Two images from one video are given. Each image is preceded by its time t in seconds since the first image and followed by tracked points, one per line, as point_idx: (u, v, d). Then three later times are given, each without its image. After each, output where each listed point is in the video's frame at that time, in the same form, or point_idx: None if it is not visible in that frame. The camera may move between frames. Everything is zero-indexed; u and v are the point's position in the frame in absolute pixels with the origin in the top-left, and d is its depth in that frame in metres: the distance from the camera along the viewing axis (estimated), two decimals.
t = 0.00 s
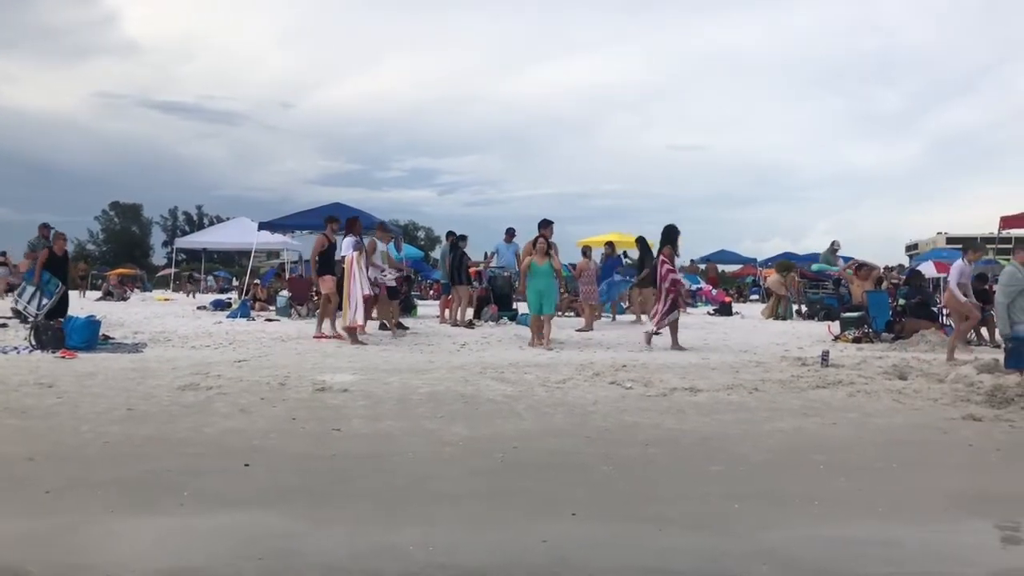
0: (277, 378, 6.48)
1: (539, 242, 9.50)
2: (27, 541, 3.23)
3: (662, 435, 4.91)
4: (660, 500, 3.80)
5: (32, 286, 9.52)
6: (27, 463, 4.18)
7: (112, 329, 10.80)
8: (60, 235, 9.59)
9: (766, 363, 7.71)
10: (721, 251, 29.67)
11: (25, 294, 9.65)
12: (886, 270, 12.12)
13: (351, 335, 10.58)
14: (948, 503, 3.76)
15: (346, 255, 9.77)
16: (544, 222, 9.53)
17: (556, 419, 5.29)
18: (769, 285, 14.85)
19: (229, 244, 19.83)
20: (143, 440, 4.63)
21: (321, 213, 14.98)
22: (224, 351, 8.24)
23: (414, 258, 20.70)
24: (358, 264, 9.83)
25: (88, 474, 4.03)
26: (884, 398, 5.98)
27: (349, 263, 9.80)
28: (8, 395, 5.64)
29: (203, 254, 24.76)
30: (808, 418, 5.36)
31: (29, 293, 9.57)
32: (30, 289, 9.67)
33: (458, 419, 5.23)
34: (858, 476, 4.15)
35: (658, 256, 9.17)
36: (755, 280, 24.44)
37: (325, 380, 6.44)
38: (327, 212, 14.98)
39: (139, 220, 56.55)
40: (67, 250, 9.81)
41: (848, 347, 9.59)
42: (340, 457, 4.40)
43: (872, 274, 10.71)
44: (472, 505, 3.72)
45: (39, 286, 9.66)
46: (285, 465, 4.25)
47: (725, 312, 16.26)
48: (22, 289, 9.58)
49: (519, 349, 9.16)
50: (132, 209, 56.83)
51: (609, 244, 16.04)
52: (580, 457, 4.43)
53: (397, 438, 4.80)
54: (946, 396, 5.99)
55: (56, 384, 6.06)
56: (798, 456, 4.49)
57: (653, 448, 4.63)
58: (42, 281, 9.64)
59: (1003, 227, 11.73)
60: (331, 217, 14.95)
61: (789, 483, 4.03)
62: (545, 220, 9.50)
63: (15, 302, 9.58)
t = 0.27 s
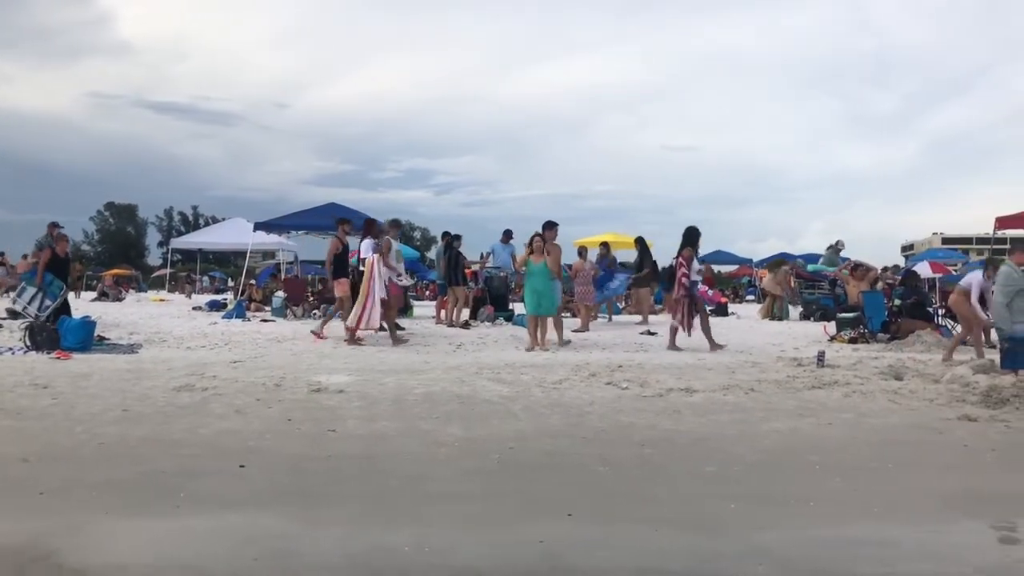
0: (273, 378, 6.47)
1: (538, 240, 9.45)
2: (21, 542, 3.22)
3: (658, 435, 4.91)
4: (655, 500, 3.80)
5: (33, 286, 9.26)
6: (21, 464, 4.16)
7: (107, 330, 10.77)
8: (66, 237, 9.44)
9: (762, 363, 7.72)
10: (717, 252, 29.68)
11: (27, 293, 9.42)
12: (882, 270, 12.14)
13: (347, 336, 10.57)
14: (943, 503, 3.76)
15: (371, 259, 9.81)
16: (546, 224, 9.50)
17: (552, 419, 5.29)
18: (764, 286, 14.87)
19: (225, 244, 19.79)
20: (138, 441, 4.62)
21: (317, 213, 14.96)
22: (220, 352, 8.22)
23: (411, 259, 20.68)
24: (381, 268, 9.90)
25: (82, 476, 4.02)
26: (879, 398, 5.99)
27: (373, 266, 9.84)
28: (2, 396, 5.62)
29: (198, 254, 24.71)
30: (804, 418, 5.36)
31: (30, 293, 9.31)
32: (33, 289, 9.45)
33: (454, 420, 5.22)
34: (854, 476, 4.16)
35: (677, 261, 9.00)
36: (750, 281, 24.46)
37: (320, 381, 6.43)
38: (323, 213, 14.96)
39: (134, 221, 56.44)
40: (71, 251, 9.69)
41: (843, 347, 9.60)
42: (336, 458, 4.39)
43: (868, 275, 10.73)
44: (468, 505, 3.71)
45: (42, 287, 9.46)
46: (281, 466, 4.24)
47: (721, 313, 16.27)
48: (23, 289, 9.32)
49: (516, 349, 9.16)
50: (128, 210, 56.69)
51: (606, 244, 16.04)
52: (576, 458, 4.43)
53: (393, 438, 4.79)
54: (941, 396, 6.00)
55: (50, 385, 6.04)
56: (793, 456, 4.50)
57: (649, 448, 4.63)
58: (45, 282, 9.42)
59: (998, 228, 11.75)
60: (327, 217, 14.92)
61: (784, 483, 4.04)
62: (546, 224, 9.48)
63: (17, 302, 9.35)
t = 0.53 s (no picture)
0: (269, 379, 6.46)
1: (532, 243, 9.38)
2: (15, 543, 3.21)
3: (654, 435, 4.92)
4: (651, 501, 3.80)
5: (41, 287, 9.33)
6: (16, 465, 4.15)
7: (102, 330, 10.74)
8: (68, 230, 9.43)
9: (758, 363, 7.73)
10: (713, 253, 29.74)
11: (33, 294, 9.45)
12: (877, 271, 12.16)
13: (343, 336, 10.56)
14: (939, 504, 3.77)
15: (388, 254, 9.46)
16: (557, 223, 9.46)
17: (548, 420, 5.29)
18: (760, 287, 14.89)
19: (221, 245, 19.77)
20: (133, 442, 4.61)
21: (313, 214, 14.96)
22: (216, 353, 8.20)
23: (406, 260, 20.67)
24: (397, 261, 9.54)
25: (77, 477, 4.01)
26: (875, 398, 6.00)
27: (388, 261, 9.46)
28: None
29: (194, 254, 24.68)
30: (800, 418, 5.37)
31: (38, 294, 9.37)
32: (39, 290, 9.47)
33: (450, 421, 5.22)
34: (850, 476, 4.16)
35: (700, 259, 8.92)
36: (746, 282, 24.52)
37: (316, 381, 6.43)
38: (319, 213, 14.96)
39: (130, 222, 56.33)
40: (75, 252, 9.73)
41: (839, 348, 9.63)
42: (332, 458, 4.39)
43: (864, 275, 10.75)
44: (463, 506, 3.71)
45: (48, 287, 9.49)
46: (276, 467, 4.23)
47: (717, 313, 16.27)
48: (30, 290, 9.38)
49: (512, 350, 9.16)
50: (123, 210, 56.59)
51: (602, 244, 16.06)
52: (572, 459, 4.43)
53: (389, 439, 4.78)
54: (937, 397, 6.01)
55: (45, 385, 6.02)
56: (789, 456, 4.50)
57: (645, 448, 4.64)
58: (51, 282, 9.45)
59: (993, 229, 11.78)
60: (323, 218, 14.92)
61: (780, 484, 4.04)
62: (557, 221, 9.40)
63: (24, 304, 9.38)
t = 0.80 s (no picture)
0: (265, 380, 6.45)
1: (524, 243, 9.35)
2: (10, 545, 3.20)
3: (650, 436, 4.92)
4: (647, 501, 3.80)
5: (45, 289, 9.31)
6: (11, 466, 4.14)
7: (97, 331, 10.71)
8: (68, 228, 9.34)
9: (754, 364, 7.74)
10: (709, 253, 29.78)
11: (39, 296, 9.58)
12: (873, 271, 12.19)
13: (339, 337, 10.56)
14: (934, 504, 3.78)
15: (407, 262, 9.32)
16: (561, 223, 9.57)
17: (544, 420, 5.29)
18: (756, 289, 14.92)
19: (217, 245, 19.75)
20: (129, 443, 4.61)
21: (309, 214, 14.95)
22: (211, 353, 8.19)
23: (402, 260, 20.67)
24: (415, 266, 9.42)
25: (72, 478, 4.00)
26: (870, 398, 6.02)
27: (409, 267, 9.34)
28: None
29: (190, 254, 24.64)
30: (795, 419, 5.39)
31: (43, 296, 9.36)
32: (45, 291, 9.60)
33: (446, 422, 5.22)
34: (846, 476, 4.17)
35: (720, 260, 8.95)
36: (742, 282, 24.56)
37: (312, 382, 6.42)
38: (315, 214, 14.95)
39: (125, 222, 56.23)
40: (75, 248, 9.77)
41: (834, 348, 9.65)
42: (329, 459, 4.39)
43: (860, 276, 10.78)
44: (459, 507, 3.71)
45: (53, 288, 9.61)
46: (272, 468, 4.23)
47: (712, 314, 16.30)
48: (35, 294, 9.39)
49: (508, 350, 9.17)
50: (118, 210, 56.50)
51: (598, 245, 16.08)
52: (568, 459, 4.43)
53: (386, 440, 4.78)
54: (932, 397, 6.03)
55: (40, 386, 6.01)
56: (785, 457, 4.51)
57: (641, 449, 4.64)
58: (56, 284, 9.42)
59: (988, 229, 11.82)
60: (319, 219, 14.91)
61: (775, 484, 4.05)
62: (557, 220, 9.62)
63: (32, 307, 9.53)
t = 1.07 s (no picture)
0: (260, 380, 6.45)
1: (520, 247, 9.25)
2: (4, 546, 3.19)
3: (646, 436, 4.93)
4: (642, 502, 3.81)
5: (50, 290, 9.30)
6: (5, 467, 4.13)
7: (92, 331, 10.70)
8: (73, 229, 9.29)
9: (750, 364, 7.76)
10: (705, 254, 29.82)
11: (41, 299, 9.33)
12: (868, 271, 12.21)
13: (334, 337, 10.55)
14: (929, 504, 3.79)
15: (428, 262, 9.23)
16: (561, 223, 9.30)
17: (540, 421, 5.29)
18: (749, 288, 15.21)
19: (213, 245, 19.74)
20: (124, 443, 4.60)
21: (305, 215, 14.94)
22: (206, 354, 8.18)
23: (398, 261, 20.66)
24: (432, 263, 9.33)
25: (67, 479, 3.99)
26: (865, 398, 6.04)
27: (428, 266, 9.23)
28: None
29: (184, 254, 24.60)
30: (791, 419, 5.40)
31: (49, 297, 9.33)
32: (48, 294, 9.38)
33: (442, 422, 5.22)
34: (841, 476, 4.18)
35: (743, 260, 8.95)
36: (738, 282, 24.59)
37: (308, 383, 6.42)
38: (312, 215, 14.94)
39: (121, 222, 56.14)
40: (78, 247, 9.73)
41: (830, 349, 9.67)
42: (324, 459, 4.39)
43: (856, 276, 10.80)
44: (454, 507, 3.71)
45: (57, 290, 9.41)
46: (268, 468, 4.22)
47: (708, 314, 16.32)
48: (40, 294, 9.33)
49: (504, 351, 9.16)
50: (114, 210, 56.42)
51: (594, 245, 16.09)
52: (563, 460, 4.44)
53: (381, 441, 4.78)
54: (927, 397, 6.05)
55: (36, 387, 5.99)
56: (780, 457, 4.52)
57: (636, 449, 4.65)
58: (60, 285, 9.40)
59: (983, 230, 11.84)
60: (315, 219, 14.91)
61: (770, 484, 4.06)
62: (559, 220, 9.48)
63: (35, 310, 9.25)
